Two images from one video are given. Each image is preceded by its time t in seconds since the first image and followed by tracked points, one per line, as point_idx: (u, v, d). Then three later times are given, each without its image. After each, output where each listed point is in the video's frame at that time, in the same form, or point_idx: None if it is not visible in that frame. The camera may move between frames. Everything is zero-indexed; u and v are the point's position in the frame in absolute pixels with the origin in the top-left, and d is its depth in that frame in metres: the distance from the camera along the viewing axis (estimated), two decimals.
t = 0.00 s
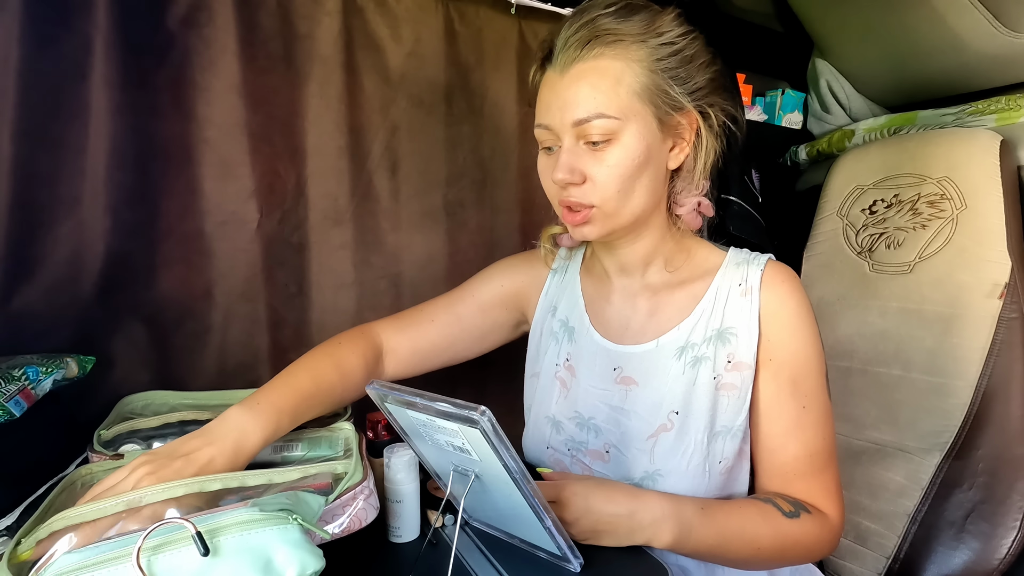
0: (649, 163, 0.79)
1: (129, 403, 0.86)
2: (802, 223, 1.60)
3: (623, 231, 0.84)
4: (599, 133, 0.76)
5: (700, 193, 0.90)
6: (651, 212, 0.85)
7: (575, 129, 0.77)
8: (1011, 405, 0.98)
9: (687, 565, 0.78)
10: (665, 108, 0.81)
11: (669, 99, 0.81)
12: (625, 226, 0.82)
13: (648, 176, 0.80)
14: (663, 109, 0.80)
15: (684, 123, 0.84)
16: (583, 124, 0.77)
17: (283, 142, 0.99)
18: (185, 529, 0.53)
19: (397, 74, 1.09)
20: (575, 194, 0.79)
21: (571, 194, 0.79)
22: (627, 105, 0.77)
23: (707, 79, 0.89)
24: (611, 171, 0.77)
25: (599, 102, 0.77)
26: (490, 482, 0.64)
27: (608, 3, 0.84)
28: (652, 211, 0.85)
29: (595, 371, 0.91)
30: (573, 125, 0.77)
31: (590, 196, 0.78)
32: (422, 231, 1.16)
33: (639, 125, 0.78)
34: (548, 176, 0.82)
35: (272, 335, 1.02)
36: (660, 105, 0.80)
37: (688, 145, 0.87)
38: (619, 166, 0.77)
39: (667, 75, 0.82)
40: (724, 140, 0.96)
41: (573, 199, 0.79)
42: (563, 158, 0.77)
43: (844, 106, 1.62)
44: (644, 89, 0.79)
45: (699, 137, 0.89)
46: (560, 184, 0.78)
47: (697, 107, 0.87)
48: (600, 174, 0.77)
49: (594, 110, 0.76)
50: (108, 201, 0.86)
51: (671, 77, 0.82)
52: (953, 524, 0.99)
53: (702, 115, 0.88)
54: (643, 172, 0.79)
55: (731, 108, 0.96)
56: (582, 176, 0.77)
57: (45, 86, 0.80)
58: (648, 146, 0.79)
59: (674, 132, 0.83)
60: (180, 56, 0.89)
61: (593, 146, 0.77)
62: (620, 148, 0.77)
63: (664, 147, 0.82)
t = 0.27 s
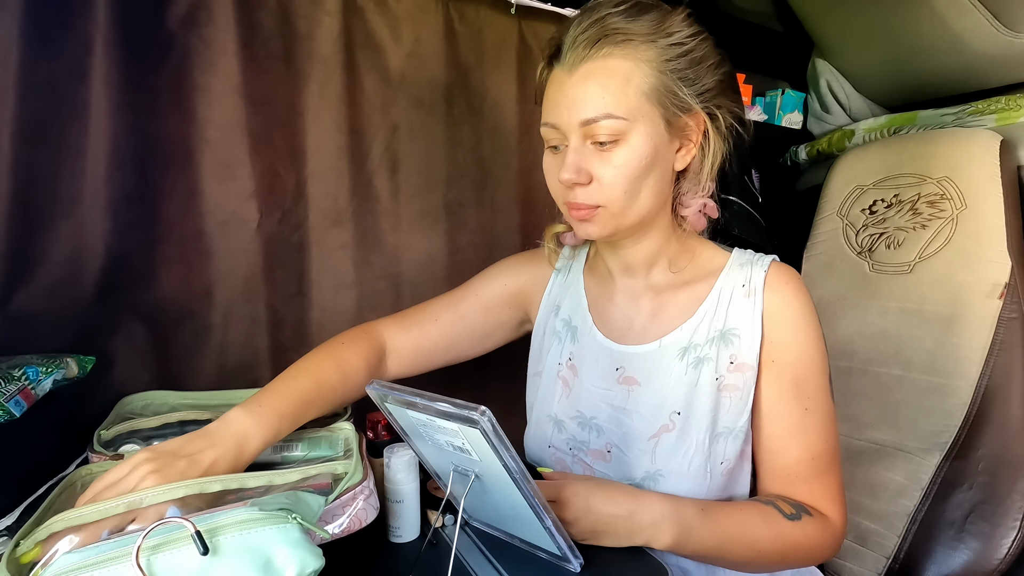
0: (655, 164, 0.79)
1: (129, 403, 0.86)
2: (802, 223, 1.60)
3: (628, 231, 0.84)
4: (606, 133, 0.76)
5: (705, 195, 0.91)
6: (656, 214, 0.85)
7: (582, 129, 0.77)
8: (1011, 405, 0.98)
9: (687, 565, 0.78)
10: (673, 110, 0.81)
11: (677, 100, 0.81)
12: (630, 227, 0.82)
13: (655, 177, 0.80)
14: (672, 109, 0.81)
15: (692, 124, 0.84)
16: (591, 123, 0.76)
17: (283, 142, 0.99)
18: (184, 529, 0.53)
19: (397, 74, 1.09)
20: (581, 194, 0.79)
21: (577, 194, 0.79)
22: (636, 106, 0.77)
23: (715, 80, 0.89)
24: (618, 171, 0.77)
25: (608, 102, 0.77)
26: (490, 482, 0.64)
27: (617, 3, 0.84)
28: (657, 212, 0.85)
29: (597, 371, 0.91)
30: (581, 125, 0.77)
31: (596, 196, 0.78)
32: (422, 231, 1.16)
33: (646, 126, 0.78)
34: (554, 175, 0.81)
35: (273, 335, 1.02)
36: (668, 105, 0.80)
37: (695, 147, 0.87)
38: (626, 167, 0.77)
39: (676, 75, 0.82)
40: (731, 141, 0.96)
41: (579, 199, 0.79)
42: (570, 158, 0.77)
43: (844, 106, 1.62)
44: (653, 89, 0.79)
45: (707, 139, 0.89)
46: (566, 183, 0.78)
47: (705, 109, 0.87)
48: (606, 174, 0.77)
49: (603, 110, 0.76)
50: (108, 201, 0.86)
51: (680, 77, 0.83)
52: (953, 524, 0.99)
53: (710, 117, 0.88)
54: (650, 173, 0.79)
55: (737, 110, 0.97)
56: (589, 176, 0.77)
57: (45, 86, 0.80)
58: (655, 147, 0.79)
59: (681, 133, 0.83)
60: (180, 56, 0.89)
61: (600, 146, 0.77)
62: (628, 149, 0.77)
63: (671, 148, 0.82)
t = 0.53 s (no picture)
0: (664, 164, 0.80)
1: (129, 403, 0.86)
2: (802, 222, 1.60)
3: (634, 231, 0.84)
4: (616, 131, 0.76)
5: (711, 195, 0.91)
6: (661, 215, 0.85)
7: (592, 126, 0.77)
8: (1011, 406, 0.98)
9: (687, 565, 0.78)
10: (683, 109, 0.81)
11: (687, 99, 0.81)
12: (637, 226, 0.82)
13: (663, 176, 0.80)
14: (682, 109, 0.81)
15: (700, 124, 0.84)
16: (601, 121, 0.76)
17: (283, 142, 0.99)
18: (184, 528, 0.53)
19: (397, 74, 1.09)
20: (588, 192, 0.79)
21: (584, 191, 0.79)
22: (646, 104, 0.77)
23: (723, 81, 0.89)
24: (627, 170, 0.77)
25: (618, 100, 0.77)
26: (490, 482, 0.64)
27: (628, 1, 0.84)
28: (663, 212, 0.85)
29: (599, 370, 0.91)
30: (590, 122, 0.77)
31: (604, 195, 0.78)
32: (422, 232, 1.16)
33: (656, 125, 0.78)
34: (561, 173, 0.81)
35: (272, 335, 1.02)
36: (678, 104, 0.80)
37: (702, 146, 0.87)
38: (635, 166, 0.77)
39: (687, 75, 0.82)
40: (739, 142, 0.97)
41: (586, 197, 0.79)
42: (579, 155, 0.77)
43: (844, 106, 1.62)
44: (663, 88, 0.79)
45: (715, 139, 0.89)
46: (575, 180, 0.78)
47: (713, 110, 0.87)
48: (614, 172, 0.77)
49: (613, 107, 0.76)
50: (108, 201, 0.86)
51: (690, 77, 0.83)
52: (953, 524, 0.99)
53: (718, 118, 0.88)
54: (658, 172, 0.79)
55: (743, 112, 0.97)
56: (598, 174, 0.77)
57: (45, 86, 0.80)
58: (664, 146, 0.79)
59: (689, 133, 0.83)
60: (180, 56, 0.89)
61: (609, 145, 0.77)
62: (637, 148, 0.77)
63: (679, 147, 0.82)
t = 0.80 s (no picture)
0: (669, 165, 0.80)
1: (130, 403, 0.86)
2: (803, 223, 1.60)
3: (639, 232, 0.84)
4: (620, 134, 0.76)
5: (715, 195, 0.91)
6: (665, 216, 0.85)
7: (596, 129, 0.77)
8: (1011, 406, 0.98)
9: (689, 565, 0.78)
10: (687, 111, 0.81)
11: (692, 101, 0.81)
12: (642, 227, 0.83)
13: (667, 178, 0.80)
14: (687, 110, 0.81)
15: (705, 125, 0.84)
16: (605, 123, 0.76)
17: (283, 142, 0.99)
18: (187, 530, 0.53)
19: (397, 74, 1.09)
20: (593, 194, 0.79)
21: (589, 193, 0.79)
22: (651, 106, 0.77)
23: (728, 82, 0.89)
24: (632, 172, 0.77)
25: (623, 101, 0.76)
26: (490, 482, 0.64)
27: (632, 1, 0.84)
28: (668, 213, 0.85)
29: (602, 371, 0.91)
30: (594, 124, 0.77)
31: (609, 196, 0.78)
32: (422, 232, 1.16)
33: (661, 127, 0.78)
34: (565, 175, 0.81)
35: (273, 335, 1.02)
36: (683, 106, 0.80)
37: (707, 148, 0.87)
38: (640, 168, 0.77)
39: (692, 76, 0.82)
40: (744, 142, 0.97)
41: (590, 199, 0.79)
42: (583, 158, 0.77)
43: (844, 106, 1.62)
44: (668, 90, 0.79)
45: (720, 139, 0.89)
46: (579, 183, 0.78)
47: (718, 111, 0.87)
48: (619, 174, 0.77)
49: (618, 109, 0.76)
50: (108, 201, 0.86)
51: (695, 78, 0.83)
52: (953, 525, 0.99)
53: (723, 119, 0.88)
54: (662, 174, 0.79)
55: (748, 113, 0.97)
56: (602, 176, 0.77)
57: (45, 86, 0.80)
58: (668, 147, 0.79)
59: (694, 134, 0.83)
60: (180, 56, 0.89)
61: (613, 146, 0.77)
62: (642, 150, 0.77)
63: (684, 149, 0.82)
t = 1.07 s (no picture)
0: (665, 177, 0.80)
1: (130, 403, 0.86)
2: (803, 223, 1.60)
3: (642, 238, 0.85)
4: (614, 150, 0.76)
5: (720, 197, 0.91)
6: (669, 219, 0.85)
7: (590, 146, 0.77)
8: (1011, 405, 0.98)
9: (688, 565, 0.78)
10: (681, 121, 0.80)
11: (686, 111, 0.80)
12: (645, 234, 0.83)
13: (664, 188, 0.80)
14: (682, 120, 0.80)
15: (704, 131, 0.84)
16: (599, 141, 0.75)
17: (283, 142, 0.99)
18: (185, 528, 0.53)
19: (397, 74, 1.09)
20: (591, 209, 0.79)
21: (588, 209, 0.80)
22: (644, 120, 0.76)
23: (727, 84, 0.88)
24: (628, 187, 0.77)
25: (615, 117, 0.75)
26: (490, 482, 0.64)
27: (622, 8, 0.82)
28: (671, 217, 0.85)
29: (604, 369, 0.91)
30: (588, 142, 0.76)
31: (608, 212, 0.79)
32: (422, 232, 1.16)
33: (655, 140, 0.77)
34: (563, 189, 0.82)
35: (272, 335, 1.02)
36: (677, 117, 0.79)
37: (709, 152, 0.86)
38: (636, 183, 0.77)
39: (686, 85, 0.81)
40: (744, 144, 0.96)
41: (590, 214, 0.80)
42: (579, 176, 0.77)
43: (844, 106, 1.62)
44: (660, 102, 0.78)
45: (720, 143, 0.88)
46: (577, 200, 0.78)
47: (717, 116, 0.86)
48: (615, 189, 0.77)
49: (610, 126, 0.75)
50: (108, 201, 0.86)
51: (690, 87, 0.82)
52: (953, 524, 0.99)
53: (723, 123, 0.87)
54: (659, 185, 0.79)
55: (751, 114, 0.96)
56: (598, 192, 0.78)
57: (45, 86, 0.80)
58: (664, 160, 0.78)
59: (692, 141, 0.82)
60: (180, 56, 0.89)
61: (608, 162, 0.77)
62: (637, 166, 0.77)
63: (682, 157, 0.82)
